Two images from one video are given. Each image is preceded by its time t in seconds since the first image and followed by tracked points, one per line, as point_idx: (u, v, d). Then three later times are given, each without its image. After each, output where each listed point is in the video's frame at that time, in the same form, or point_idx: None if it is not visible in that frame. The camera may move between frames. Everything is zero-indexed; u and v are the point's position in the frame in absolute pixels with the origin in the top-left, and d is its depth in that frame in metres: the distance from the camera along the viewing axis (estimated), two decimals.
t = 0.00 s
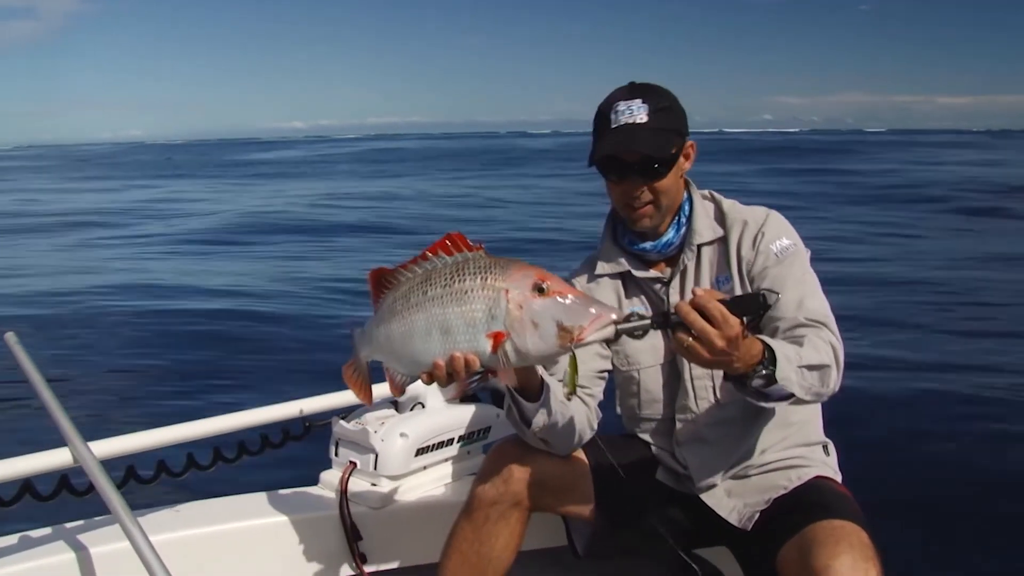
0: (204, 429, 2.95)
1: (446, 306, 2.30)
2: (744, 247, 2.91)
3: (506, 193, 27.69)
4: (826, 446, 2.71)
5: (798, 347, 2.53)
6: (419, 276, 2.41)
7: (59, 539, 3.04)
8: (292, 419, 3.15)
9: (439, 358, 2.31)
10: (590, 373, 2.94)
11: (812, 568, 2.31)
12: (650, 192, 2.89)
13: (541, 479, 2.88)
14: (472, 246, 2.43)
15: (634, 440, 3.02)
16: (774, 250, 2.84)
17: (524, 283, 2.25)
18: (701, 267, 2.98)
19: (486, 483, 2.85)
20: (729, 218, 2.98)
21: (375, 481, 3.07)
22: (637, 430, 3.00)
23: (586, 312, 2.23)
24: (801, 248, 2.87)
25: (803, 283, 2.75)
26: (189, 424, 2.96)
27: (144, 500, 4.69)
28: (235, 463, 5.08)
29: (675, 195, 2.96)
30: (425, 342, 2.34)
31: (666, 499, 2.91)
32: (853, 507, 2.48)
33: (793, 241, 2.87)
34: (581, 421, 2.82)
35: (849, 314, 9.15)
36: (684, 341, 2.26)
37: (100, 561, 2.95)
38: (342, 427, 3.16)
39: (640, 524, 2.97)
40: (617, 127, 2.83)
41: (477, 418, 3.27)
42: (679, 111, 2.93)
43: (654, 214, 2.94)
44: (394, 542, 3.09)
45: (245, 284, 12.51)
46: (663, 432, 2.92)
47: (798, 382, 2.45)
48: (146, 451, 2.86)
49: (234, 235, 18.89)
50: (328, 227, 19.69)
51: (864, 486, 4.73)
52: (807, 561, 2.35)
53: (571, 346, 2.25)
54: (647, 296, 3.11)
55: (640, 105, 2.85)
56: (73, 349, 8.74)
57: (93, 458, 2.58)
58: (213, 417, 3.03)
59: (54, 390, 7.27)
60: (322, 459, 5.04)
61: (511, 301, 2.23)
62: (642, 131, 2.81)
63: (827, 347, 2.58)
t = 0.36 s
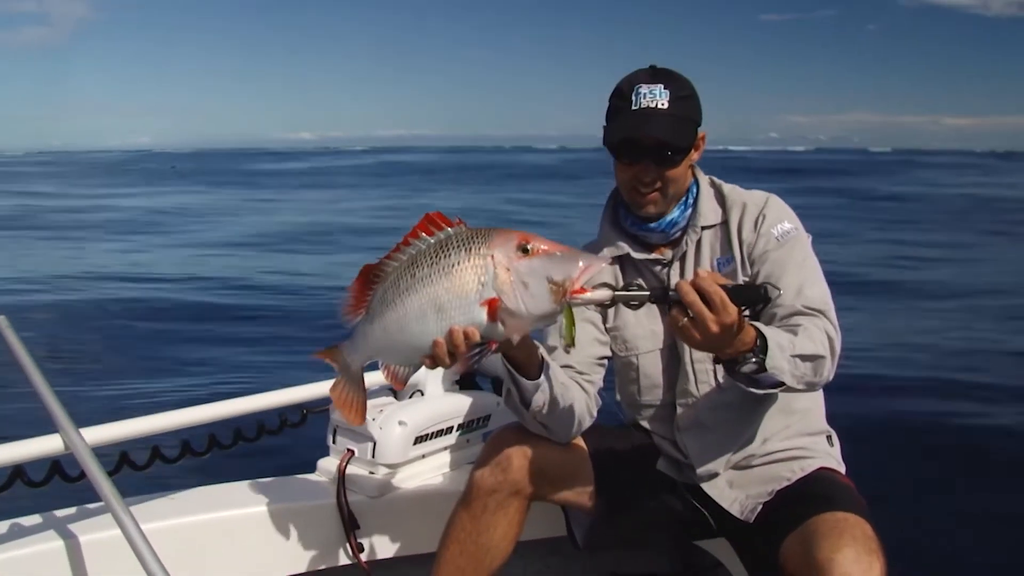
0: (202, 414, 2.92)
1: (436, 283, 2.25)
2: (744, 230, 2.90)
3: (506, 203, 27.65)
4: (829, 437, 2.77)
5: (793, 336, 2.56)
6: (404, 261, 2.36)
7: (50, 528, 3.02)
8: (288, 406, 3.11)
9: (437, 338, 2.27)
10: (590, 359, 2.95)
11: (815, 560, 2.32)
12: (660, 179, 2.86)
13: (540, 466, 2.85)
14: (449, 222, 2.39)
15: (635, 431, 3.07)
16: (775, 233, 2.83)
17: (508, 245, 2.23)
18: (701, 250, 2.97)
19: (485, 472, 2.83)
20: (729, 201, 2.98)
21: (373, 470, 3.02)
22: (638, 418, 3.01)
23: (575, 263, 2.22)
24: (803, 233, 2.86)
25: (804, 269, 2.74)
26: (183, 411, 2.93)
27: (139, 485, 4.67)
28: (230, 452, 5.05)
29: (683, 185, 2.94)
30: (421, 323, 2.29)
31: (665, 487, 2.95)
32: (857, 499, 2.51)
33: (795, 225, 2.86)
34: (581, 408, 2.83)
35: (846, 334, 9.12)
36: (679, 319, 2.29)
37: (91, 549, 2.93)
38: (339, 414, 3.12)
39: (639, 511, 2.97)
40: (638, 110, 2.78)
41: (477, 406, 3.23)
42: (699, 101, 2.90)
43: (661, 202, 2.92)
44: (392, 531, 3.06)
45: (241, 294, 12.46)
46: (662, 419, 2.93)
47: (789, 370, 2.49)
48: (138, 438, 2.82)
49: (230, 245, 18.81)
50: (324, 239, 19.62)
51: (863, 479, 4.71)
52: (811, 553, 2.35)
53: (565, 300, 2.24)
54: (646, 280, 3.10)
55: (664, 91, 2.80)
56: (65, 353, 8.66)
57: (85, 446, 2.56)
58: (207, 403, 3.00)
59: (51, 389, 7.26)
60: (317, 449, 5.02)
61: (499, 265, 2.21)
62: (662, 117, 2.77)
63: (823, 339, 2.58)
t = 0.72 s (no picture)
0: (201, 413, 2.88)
1: (431, 280, 2.25)
2: (745, 230, 2.90)
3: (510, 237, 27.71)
4: (833, 439, 2.73)
5: (790, 338, 2.52)
6: (400, 258, 2.36)
7: (46, 529, 2.99)
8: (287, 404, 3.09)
9: (433, 336, 2.26)
10: (590, 360, 2.95)
11: (820, 566, 2.28)
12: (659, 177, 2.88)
13: (540, 468, 2.85)
14: (447, 218, 2.38)
15: (636, 431, 3.06)
16: (776, 234, 2.83)
17: (503, 240, 2.20)
18: (701, 251, 2.97)
19: (484, 472, 2.82)
20: (730, 201, 2.98)
21: (372, 471, 2.99)
22: (640, 419, 3.02)
23: (570, 259, 2.19)
24: (804, 234, 2.85)
25: (805, 271, 2.73)
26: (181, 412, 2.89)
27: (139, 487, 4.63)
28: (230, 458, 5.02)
29: (682, 184, 2.95)
30: (416, 321, 2.28)
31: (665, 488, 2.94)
32: (863, 504, 2.48)
33: (796, 226, 2.86)
34: (581, 408, 2.81)
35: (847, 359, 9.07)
36: (675, 319, 2.25)
37: (85, 551, 2.90)
38: (339, 415, 3.10)
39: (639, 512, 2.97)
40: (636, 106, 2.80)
41: (478, 407, 3.22)
42: (697, 99, 2.91)
43: (660, 199, 2.92)
44: (390, 531, 3.04)
45: (241, 323, 12.45)
46: (663, 421, 2.94)
47: (786, 373, 2.45)
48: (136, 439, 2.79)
49: (232, 274, 18.84)
50: (325, 270, 19.65)
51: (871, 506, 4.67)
52: (816, 558, 2.32)
53: (561, 296, 2.20)
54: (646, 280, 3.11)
55: (661, 87, 2.82)
56: (63, 382, 8.64)
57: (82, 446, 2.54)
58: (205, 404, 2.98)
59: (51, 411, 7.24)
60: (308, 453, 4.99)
61: (492, 262, 2.19)
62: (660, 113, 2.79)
63: (822, 341, 2.55)
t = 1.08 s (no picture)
0: (203, 415, 2.85)
1: (443, 285, 2.24)
2: (753, 237, 2.90)
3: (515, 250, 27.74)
4: (835, 440, 2.73)
5: (797, 347, 2.49)
6: (409, 263, 2.37)
7: (50, 533, 2.98)
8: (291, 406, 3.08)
9: (446, 341, 2.24)
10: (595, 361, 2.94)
11: (824, 566, 2.27)
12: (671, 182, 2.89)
13: (544, 470, 2.87)
14: (456, 224, 2.39)
15: (641, 432, 3.06)
16: (783, 241, 2.82)
17: (516, 245, 2.22)
18: (708, 256, 2.98)
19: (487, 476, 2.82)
20: (738, 205, 2.98)
21: (374, 472, 2.99)
22: (644, 421, 3.02)
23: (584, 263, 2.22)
24: (812, 240, 2.85)
25: (812, 279, 2.72)
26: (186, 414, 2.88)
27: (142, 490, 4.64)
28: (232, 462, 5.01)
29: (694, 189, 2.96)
30: (428, 327, 2.27)
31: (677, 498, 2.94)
32: (865, 502, 2.47)
33: (804, 233, 2.85)
34: (586, 411, 2.81)
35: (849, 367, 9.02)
36: (687, 326, 2.20)
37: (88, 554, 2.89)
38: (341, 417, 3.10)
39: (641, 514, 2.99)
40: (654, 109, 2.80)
41: (480, 409, 3.22)
42: (717, 106, 2.91)
43: (671, 204, 2.93)
44: (393, 534, 3.03)
45: (243, 333, 12.45)
46: (667, 423, 2.96)
47: (792, 382, 2.42)
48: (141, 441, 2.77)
49: (234, 284, 18.83)
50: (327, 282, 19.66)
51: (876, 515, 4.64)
52: (821, 558, 2.31)
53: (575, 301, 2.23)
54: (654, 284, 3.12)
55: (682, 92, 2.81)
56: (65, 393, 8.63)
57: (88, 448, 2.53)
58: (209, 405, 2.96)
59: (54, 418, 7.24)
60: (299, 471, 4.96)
61: (505, 266, 2.19)
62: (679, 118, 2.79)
63: (828, 351, 2.53)
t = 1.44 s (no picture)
0: (200, 456, 2.86)
1: (447, 338, 2.25)
2: (752, 273, 2.89)
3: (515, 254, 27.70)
4: (829, 465, 2.76)
5: (798, 394, 2.51)
6: (412, 314, 2.37)
7: None
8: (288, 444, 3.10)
9: (452, 394, 2.27)
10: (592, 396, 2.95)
11: None
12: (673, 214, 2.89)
13: (539, 504, 2.90)
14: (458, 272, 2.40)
15: (636, 463, 3.06)
16: (783, 278, 2.82)
17: (519, 296, 2.22)
18: (707, 291, 2.97)
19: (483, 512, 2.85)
20: (738, 239, 2.97)
21: (371, 508, 3.00)
22: (639, 451, 3.02)
23: (588, 311, 2.21)
24: (811, 277, 2.85)
25: (811, 319, 2.72)
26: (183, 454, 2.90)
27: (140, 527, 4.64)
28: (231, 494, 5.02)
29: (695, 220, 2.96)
30: (433, 379, 2.29)
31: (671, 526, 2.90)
32: (858, 528, 2.50)
33: (803, 269, 2.85)
34: (583, 449, 2.82)
35: (849, 372, 9.02)
36: (692, 380, 2.19)
37: None
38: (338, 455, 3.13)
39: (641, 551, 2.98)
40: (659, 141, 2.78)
41: (475, 443, 3.25)
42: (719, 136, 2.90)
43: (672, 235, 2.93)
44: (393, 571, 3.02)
45: (242, 341, 12.44)
46: (662, 453, 2.96)
47: (793, 430, 2.44)
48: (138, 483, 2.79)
49: (234, 292, 18.83)
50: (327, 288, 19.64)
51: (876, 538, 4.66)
52: None
53: (579, 351, 2.22)
54: (652, 317, 3.11)
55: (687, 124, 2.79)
56: (62, 406, 8.62)
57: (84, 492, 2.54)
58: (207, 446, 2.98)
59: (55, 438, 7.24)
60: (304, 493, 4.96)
61: (509, 318, 2.20)
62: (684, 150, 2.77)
63: (827, 395, 2.56)
